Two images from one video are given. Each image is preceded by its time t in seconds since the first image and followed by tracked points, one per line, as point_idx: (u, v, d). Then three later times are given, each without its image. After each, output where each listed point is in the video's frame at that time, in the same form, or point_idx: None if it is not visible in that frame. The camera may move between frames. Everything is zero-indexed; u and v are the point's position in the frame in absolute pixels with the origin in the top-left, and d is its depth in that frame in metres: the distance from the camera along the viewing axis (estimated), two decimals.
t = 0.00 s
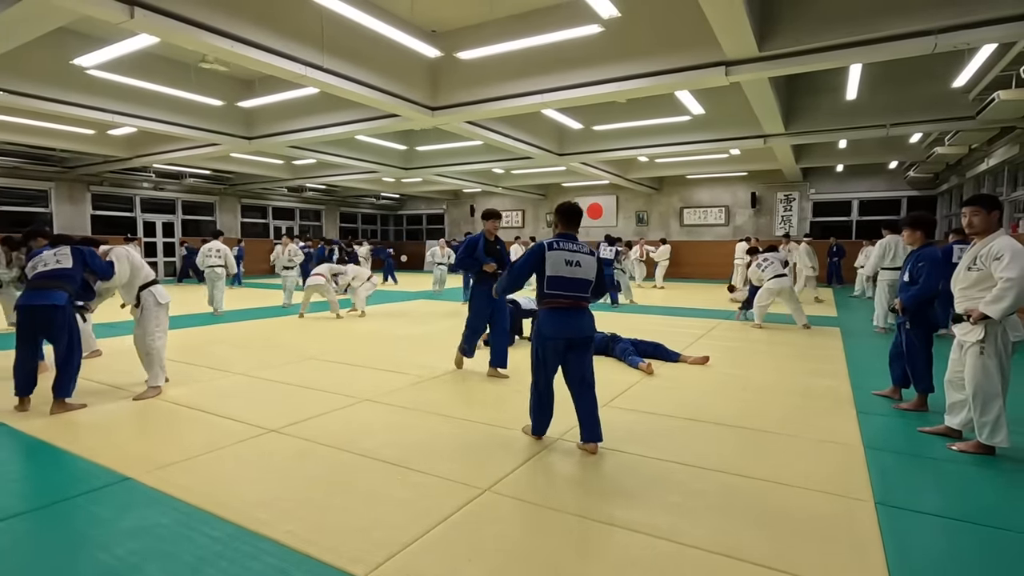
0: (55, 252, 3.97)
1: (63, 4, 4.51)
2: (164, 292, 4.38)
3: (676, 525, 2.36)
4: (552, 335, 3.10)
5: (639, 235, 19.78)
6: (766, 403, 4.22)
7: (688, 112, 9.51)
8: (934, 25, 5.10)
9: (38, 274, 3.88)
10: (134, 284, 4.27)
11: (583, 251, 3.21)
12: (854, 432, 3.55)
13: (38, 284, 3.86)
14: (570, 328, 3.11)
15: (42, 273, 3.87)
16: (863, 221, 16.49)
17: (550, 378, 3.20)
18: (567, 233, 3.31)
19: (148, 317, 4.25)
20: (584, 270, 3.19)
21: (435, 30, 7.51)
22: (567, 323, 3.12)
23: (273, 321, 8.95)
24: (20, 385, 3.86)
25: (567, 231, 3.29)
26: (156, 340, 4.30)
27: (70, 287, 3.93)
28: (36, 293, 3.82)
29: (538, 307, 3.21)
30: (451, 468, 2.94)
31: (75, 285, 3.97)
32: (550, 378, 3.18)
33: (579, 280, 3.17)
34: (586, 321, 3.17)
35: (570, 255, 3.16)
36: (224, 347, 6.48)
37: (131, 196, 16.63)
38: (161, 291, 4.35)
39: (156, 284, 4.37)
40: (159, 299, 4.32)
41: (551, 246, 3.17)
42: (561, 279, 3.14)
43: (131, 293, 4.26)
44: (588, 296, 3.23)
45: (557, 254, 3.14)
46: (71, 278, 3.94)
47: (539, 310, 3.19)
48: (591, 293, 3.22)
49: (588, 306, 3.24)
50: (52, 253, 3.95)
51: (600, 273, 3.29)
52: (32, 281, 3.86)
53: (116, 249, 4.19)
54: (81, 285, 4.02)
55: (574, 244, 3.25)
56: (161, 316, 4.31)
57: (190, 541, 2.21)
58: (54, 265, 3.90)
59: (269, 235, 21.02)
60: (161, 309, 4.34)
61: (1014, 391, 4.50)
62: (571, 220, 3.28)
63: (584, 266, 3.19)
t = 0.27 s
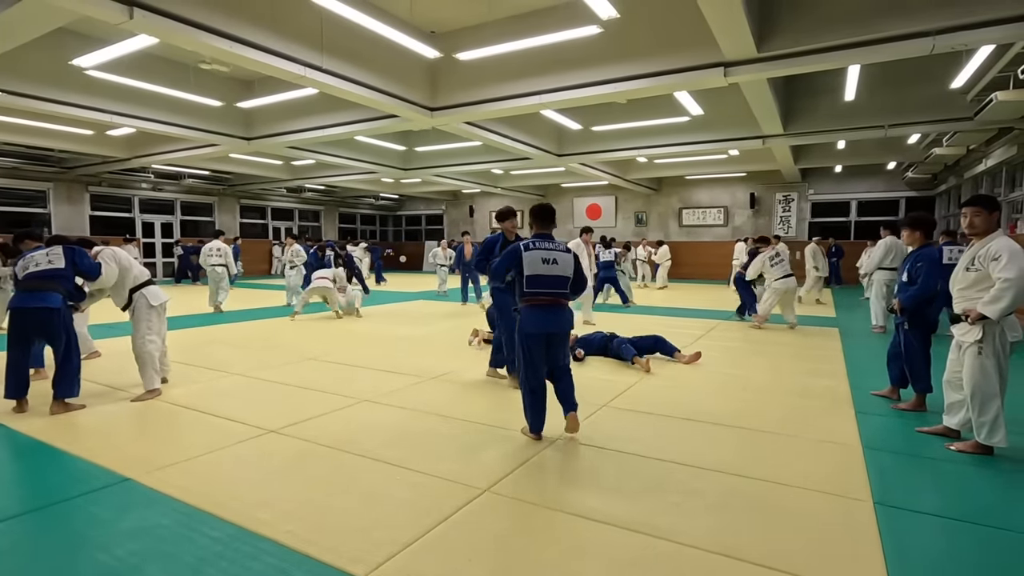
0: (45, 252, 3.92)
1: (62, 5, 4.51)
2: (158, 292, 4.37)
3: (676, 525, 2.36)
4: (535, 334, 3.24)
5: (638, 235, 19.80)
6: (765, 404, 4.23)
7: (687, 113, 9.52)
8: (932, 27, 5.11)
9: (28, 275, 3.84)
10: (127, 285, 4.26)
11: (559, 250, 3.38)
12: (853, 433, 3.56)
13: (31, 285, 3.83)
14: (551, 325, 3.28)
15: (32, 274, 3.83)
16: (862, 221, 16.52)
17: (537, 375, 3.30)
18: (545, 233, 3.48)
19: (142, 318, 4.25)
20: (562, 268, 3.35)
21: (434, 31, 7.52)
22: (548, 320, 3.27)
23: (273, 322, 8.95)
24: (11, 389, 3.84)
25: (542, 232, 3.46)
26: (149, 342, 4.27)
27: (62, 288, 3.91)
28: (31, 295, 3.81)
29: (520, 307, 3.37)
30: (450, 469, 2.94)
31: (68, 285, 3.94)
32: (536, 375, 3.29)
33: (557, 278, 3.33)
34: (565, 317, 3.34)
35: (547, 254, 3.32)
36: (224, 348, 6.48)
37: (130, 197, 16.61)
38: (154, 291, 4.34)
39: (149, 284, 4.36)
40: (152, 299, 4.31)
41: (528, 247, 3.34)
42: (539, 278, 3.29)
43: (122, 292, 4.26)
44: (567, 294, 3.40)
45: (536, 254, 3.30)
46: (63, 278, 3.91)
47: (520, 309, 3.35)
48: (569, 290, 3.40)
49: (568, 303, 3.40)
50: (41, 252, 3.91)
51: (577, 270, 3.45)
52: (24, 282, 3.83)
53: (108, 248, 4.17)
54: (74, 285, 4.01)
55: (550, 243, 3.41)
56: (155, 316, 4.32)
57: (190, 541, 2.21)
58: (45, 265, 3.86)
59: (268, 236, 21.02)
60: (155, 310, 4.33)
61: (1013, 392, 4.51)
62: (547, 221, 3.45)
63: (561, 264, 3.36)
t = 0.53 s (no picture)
0: (42, 254, 3.94)
1: (60, 4, 4.50)
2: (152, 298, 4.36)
3: (675, 524, 2.37)
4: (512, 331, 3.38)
5: (636, 235, 19.82)
6: (763, 403, 4.24)
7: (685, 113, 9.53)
8: (929, 27, 5.12)
9: (27, 276, 3.87)
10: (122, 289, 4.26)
11: (539, 251, 3.48)
12: (851, 432, 3.57)
13: (28, 286, 3.84)
14: (529, 324, 3.39)
15: (31, 275, 3.85)
16: (859, 221, 16.55)
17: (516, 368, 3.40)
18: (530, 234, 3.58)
19: (136, 323, 4.24)
20: (541, 269, 3.46)
21: (433, 31, 7.52)
22: (526, 319, 3.39)
23: (272, 322, 8.95)
24: (5, 389, 3.83)
25: (528, 233, 3.56)
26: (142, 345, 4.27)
27: (58, 289, 3.91)
28: (28, 295, 3.82)
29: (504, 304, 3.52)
30: (450, 469, 2.94)
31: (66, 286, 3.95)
32: (513, 370, 3.40)
33: (535, 279, 3.44)
34: (545, 316, 3.44)
35: (526, 256, 3.45)
36: (222, 348, 6.47)
37: (128, 197, 16.58)
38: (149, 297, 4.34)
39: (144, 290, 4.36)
40: (148, 305, 4.32)
41: (509, 249, 3.51)
42: (517, 278, 3.44)
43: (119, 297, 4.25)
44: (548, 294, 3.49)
45: (515, 255, 3.45)
46: (59, 279, 3.91)
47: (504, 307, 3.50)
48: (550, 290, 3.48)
49: (549, 302, 3.49)
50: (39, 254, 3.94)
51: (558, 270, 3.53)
52: (22, 283, 3.85)
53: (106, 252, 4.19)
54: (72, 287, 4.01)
55: (534, 244, 3.52)
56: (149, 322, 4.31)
57: (189, 541, 2.21)
58: (42, 266, 3.88)
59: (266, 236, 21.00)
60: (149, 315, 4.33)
61: (1010, 391, 4.52)
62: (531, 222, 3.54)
63: (540, 265, 3.47)
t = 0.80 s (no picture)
0: (47, 252, 3.84)
1: (56, 3, 4.49)
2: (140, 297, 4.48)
3: (672, 523, 2.38)
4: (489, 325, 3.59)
5: (634, 235, 19.84)
6: (759, 402, 4.25)
7: (683, 112, 9.54)
8: (925, 27, 5.14)
9: (38, 275, 3.77)
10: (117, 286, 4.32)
11: (516, 248, 3.57)
12: (847, 431, 3.59)
13: (43, 286, 3.78)
14: (504, 319, 3.55)
15: (45, 275, 3.77)
16: (857, 221, 16.58)
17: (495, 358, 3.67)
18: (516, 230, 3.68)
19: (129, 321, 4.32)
20: (518, 265, 3.55)
21: (430, 31, 7.52)
22: (502, 314, 3.56)
23: (269, 321, 8.93)
24: (12, 388, 3.81)
25: (513, 230, 3.67)
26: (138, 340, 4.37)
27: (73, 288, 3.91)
28: (44, 294, 3.78)
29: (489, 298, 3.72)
30: (447, 467, 2.95)
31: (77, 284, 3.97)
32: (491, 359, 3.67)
33: (511, 275, 3.55)
34: (522, 312, 3.56)
35: (503, 253, 3.58)
36: (219, 347, 6.46)
37: (125, 196, 16.53)
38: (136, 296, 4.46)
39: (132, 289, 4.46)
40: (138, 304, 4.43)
41: (490, 246, 3.65)
42: (496, 274, 3.60)
43: (111, 294, 4.25)
44: (528, 288, 3.58)
45: (493, 253, 3.60)
46: (73, 278, 3.89)
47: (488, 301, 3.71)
48: (528, 286, 3.56)
49: (528, 298, 3.58)
50: (46, 252, 3.83)
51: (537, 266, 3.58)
52: (34, 283, 3.76)
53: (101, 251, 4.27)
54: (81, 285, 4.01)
55: (514, 241, 3.63)
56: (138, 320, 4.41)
57: (187, 541, 2.20)
58: (54, 266, 3.80)
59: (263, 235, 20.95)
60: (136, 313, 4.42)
61: (1006, 390, 4.54)
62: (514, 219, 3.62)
63: (517, 261, 3.56)
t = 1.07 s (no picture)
0: (28, 250, 3.79)
1: (53, 2, 4.48)
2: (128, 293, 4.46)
3: (669, 521, 2.39)
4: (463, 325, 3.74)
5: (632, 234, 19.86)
6: (756, 402, 4.26)
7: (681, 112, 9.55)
8: (922, 27, 5.16)
9: (28, 275, 3.74)
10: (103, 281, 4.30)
11: (476, 251, 3.67)
12: (843, 430, 3.61)
13: (36, 285, 3.75)
14: (467, 320, 3.67)
15: (37, 273, 3.74)
16: (854, 220, 16.63)
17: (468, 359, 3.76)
18: (487, 234, 3.73)
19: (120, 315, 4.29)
20: (477, 268, 3.63)
21: (428, 30, 7.52)
22: (465, 316, 3.68)
23: (267, 320, 8.92)
24: (14, 391, 3.71)
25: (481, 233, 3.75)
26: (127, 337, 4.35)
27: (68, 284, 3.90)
28: (39, 292, 3.77)
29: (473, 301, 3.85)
30: (444, 466, 2.95)
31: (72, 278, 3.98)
32: (469, 359, 3.82)
33: (470, 278, 3.66)
34: (480, 315, 3.61)
35: (469, 256, 3.70)
36: (217, 346, 6.46)
37: (122, 194, 16.48)
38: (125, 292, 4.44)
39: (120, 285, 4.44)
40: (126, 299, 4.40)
41: (461, 250, 3.82)
42: (464, 278, 3.74)
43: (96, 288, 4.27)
44: (486, 291, 3.62)
45: (461, 257, 3.75)
46: (64, 274, 3.88)
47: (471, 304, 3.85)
48: (487, 288, 3.61)
49: (488, 300, 3.62)
50: (28, 250, 3.79)
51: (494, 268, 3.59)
52: (25, 282, 3.73)
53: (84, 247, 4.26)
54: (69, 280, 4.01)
55: (479, 244, 3.72)
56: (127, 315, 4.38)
57: (184, 539, 2.21)
58: (39, 264, 3.77)
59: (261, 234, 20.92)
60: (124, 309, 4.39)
61: (1002, 389, 4.56)
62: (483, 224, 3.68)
63: (477, 264, 3.64)
